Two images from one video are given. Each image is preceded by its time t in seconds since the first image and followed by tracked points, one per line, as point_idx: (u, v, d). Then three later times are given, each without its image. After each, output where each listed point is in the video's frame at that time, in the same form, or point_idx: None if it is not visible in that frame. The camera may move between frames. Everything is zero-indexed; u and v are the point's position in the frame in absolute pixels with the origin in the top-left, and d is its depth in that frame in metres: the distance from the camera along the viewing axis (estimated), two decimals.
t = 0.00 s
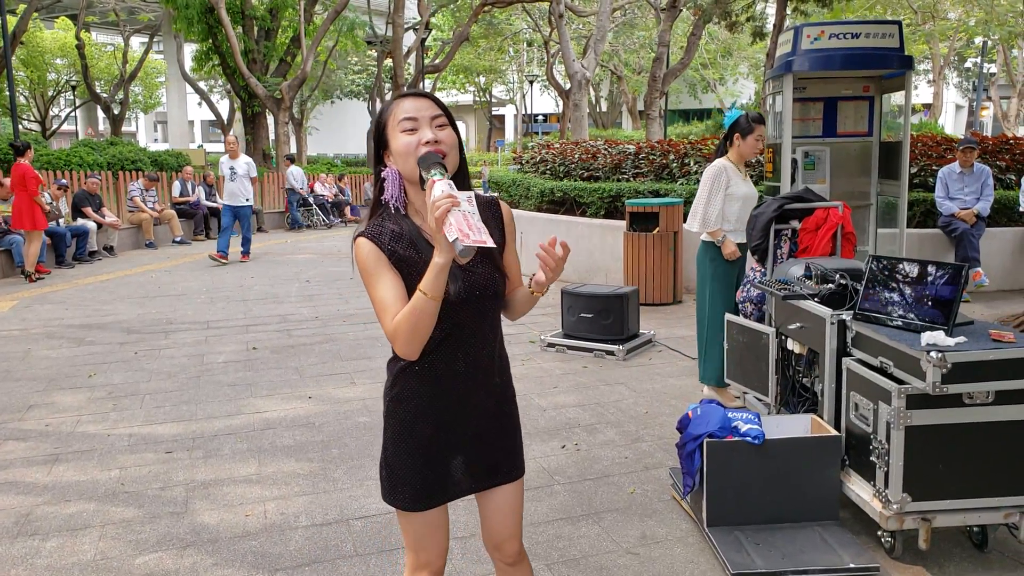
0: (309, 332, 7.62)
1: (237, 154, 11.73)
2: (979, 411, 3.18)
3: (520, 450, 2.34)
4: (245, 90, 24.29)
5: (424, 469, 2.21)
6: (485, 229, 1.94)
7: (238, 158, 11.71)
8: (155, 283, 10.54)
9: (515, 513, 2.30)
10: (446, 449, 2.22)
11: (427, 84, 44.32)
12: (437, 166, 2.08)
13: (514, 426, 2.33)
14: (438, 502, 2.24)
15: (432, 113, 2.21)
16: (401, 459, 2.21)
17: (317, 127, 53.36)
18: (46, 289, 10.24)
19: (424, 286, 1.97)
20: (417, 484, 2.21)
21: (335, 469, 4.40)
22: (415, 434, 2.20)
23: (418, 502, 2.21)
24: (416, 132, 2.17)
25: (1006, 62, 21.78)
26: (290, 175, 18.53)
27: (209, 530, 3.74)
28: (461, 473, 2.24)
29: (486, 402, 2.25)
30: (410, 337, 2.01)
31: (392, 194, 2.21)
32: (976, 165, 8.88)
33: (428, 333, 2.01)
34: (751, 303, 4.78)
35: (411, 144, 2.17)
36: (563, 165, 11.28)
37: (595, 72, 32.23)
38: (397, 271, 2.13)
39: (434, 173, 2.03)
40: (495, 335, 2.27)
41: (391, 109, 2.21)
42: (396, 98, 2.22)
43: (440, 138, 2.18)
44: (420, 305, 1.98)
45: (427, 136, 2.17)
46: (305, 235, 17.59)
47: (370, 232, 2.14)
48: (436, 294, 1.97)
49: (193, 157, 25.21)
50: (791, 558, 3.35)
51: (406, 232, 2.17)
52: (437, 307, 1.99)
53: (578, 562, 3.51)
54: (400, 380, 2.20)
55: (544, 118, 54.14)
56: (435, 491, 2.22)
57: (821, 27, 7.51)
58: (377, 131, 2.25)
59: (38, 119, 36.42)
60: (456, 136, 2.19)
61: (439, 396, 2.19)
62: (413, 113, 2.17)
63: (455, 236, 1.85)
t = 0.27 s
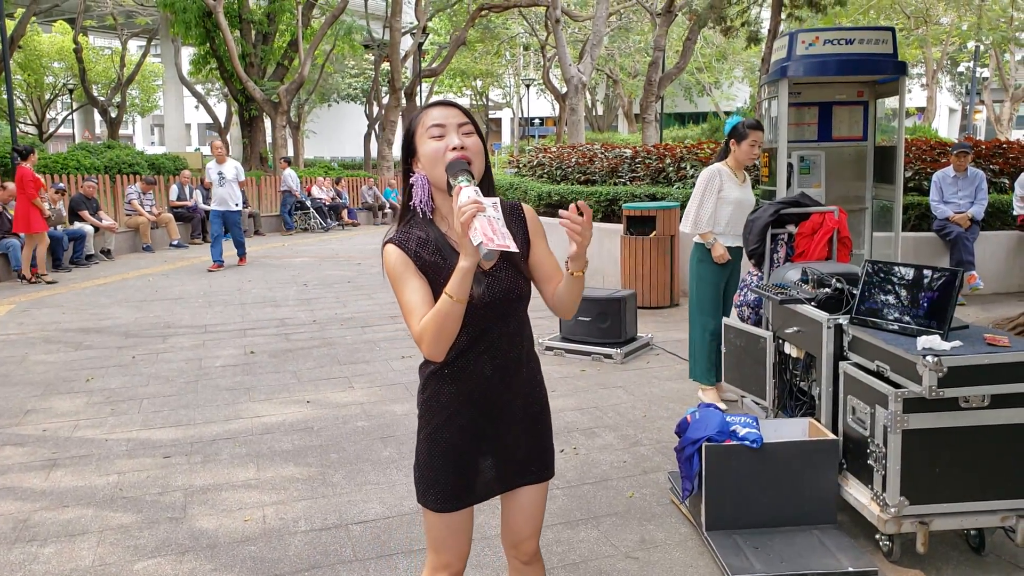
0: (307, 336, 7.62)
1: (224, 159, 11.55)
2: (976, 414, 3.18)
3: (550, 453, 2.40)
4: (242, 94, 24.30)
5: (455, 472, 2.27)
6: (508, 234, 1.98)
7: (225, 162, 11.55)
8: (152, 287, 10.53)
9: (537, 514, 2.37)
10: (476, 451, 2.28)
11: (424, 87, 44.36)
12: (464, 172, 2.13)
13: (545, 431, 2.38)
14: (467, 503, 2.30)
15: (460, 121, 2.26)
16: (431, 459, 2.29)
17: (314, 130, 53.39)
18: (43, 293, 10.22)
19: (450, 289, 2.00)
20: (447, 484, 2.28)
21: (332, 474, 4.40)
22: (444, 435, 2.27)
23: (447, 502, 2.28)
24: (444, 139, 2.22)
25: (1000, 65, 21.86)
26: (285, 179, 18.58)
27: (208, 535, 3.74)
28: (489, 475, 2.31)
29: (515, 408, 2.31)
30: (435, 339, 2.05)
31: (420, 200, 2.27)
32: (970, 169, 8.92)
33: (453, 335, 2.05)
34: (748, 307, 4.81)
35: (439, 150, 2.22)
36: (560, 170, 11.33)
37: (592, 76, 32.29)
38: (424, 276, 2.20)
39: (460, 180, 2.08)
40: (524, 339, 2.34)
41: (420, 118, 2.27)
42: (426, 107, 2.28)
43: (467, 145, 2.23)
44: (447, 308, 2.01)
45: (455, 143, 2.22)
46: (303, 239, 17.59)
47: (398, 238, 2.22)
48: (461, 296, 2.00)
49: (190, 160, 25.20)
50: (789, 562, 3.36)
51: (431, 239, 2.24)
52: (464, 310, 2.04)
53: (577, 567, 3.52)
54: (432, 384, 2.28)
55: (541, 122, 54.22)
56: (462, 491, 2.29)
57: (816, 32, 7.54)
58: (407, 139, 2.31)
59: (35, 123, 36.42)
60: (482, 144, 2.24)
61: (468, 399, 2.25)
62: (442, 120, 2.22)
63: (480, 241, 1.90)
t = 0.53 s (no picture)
0: (309, 343, 7.63)
1: (219, 167, 11.36)
2: (977, 423, 3.19)
3: (573, 456, 2.40)
4: (246, 105, 24.41)
5: (476, 472, 2.29)
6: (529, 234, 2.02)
7: (220, 170, 11.35)
8: (155, 296, 10.54)
9: (556, 517, 2.38)
10: (497, 451, 2.29)
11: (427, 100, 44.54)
12: (487, 176, 2.15)
13: (568, 434, 2.38)
14: (486, 504, 2.32)
15: (486, 128, 2.27)
16: (452, 458, 2.31)
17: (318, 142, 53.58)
18: (47, 301, 10.25)
19: (470, 287, 2.04)
20: (467, 484, 2.29)
21: (333, 480, 4.40)
22: (464, 435, 2.29)
23: (466, 502, 2.30)
24: (469, 145, 2.23)
25: (1004, 77, 21.86)
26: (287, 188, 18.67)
27: (209, 539, 3.74)
28: (511, 475, 2.32)
29: (537, 411, 2.32)
30: (454, 335, 2.09)
31: (442, 202, 2.30)
32: (974, 179, 8.90)
33: (472, 332, 2.09)
34: (749, 315, 4.80)
35: (463, 154, 2.24)
36: (562, 179, 11.34)
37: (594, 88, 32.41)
38: (444, 276, 2.25)
39: (483, 182, 2.10)
40: (547, 339, 2.35)
41: (446, 123, 2.28)
42: (452, 111, 2.29)
43: (491, 151, 2.24)
44: (466, 306, 2.06)
45: (479, 149, 2.24)
46: (306, 249, 17.63)
47: (420, 240, 2.27)
48: (481, 294, 2.05)
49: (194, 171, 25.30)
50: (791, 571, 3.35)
51: (451, 242, 2.27)
52: (484, 308, 2.08)
53: (578, 574, 3.51)
54: (455, 383, 2.30)
55: (544, 134, 54.37)
56: (480, 491, 2.30)
57: (817, 41, 7.55)
58: (433, 142, 2.33)
59: (41, 134, 36.60)
60: (505, 151, 2.25)
61: (489, 400, 2.27)
62: (467, 124, 2.24)
63: (502, 240, 1.93)
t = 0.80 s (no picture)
0: (316, 350, 7.66)
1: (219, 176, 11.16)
2: (983, 428, 3.20)
3: (596, 461, 2.43)
4: (253, 112, 24.52)
5: (497, 476, 2.32)
6: (556, 239, 2.04)
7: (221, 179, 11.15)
8: (163, 302, 10.59)
9: (576, 520, 2.41)
10: (521, 454, 2.32)
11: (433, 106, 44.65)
12: (516, 181, 2.18)
13: (592, 438, 2.41)
14: (509, 506, 2.34)
15: (516, 137, 2.30)
16: (475, 460, 2.34)
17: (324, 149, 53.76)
18: (56, 308, 10.31)
19: (496, 290, 2.06)
20: (490, 486, 2.33)
21: (341, 486, 4.42)
22: (489, 439, 2.32)
23: (489, 504, 2.33)
24: (500, 151, 2.27)
25: (1009, 85, 21.87)
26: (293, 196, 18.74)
27: (218, 545, 3.77)
28: (534, 478, 2.35)
29: (562, 415, 2.34)
30: (478, 336, 2.10)
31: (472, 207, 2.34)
32: (981, 187, 8.90)
33: (495, 335, 2.10)
34: (756, 322, 4.82)
35: (494, 161, 2.28)
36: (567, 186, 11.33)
37: (600, 95, 32.47)
38: (470, 280, 2.27)
39: (512, 188, 2.13)
40: (571, 345, 2.37)
41: (478, 130, 2.32)
42: (484, 120, 2.34)
43: (521, 159, 2.27)
44: (492, 308, 2.07)
45: (509, 156, 2.27)
46: (312, 256, 17.68)
47: (448, 244, 2.30)
48: (507, 298, 2.06)
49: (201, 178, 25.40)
50: None
51: (478, 246, 2.31)
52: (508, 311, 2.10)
53: None
54: (481, 386, 2.34)
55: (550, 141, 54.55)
56: (503, 495, 2.33)
57: (823, 49, 7.61)
58: (466, 148, 2.37)
59: (48, 141, 36.78)
60: (535, 160, 2.29)
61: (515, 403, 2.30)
62: (498, 132, 2.28)
63: (528, 243, 1.97)
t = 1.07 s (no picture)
0: (316, 353, 7.67)
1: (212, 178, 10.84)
2: (981, 429, 3.21)
3: (602, 462, 2.45)
4: (251, 115, 24.52)
5: (504, 475, 2.34)
6: (572, 241, 2.07)
7: (213, 181, 10.84)
8: (162, 305, 10.61)
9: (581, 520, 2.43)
10: (527, 455, 2.34)
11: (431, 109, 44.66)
12: (533, 184, 2.20)
13: (598, 439, 2.44)
14: (515, 505, 2.36)
15: (534, 140, 2.32)
16: (482, 460, 2.36)
17: (322, 151, 53.76)
18: (54, 310, 10.31)
19: (508, 289, 2.07)
20: (497, 486, 2.34)
21: (342, 488, 4.43)
22: (496, 439, 2.34)
23: (496, 504, 2.35)
24: (517, 154, 2.29)
25: (1006, 89, 21.96)
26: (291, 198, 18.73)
27: (219, 547, 3.78)
28: (541, 479, 2.36)
29: (569, 416, 2.37)
30: (488, 333, 2.11)
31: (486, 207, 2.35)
32: (978, 190, 8.91)
33: (505, 333, 2.12)
34: (755, 323, 4.84)
35: (510, 162, 2.29)
36: (565, 188, 11.11)
37: (598, 97, 32.52)
38: (480, 279, 2.28)
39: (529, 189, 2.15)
40: (577, 346, 2.39)
41: (496, 132, 2.34)
42: (501, 122, 2.35)
43: (537, 162, 2.29)
44: (503, 306, 2.08)
45: (525, 158, 2.29)
46: (310, 258, 17.68)
47: (461, 242, 2.31)
48: (519, 297, 2.07)
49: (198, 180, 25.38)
50: None
51: (490, 246, 2.32)
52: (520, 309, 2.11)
53: None
54: (489, 387, 2.35)
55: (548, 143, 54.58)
56: (510, 494, 2.35)
57: (822, 52, 7.64)
58: (482, 149, 2.39)
59: (45, 143, 36.73)
60: (551, 164, 2.31)
61: (523, 404, 2.32)
62: (515, 134, 2.30)
63: (544, 242, 1.99)
